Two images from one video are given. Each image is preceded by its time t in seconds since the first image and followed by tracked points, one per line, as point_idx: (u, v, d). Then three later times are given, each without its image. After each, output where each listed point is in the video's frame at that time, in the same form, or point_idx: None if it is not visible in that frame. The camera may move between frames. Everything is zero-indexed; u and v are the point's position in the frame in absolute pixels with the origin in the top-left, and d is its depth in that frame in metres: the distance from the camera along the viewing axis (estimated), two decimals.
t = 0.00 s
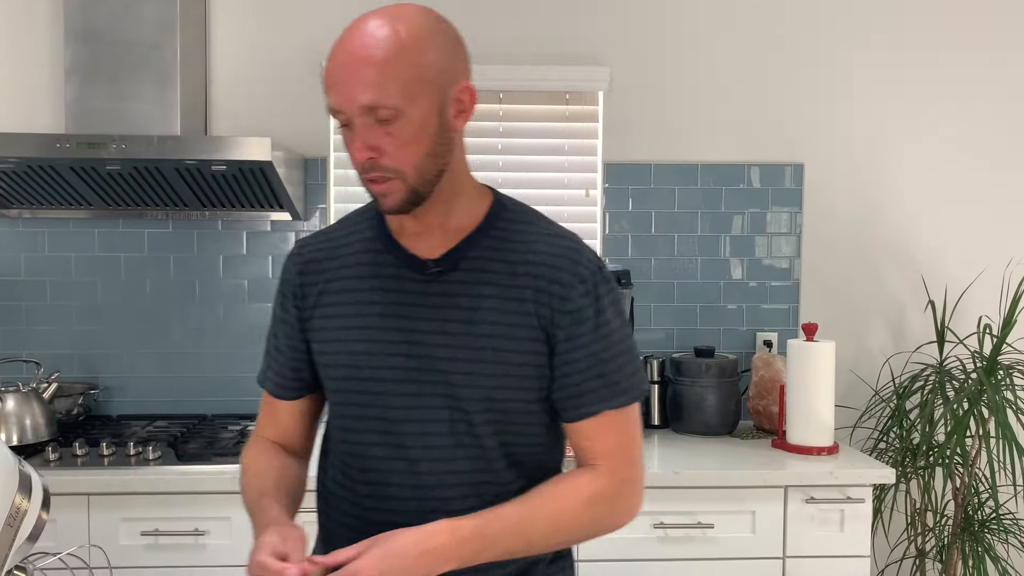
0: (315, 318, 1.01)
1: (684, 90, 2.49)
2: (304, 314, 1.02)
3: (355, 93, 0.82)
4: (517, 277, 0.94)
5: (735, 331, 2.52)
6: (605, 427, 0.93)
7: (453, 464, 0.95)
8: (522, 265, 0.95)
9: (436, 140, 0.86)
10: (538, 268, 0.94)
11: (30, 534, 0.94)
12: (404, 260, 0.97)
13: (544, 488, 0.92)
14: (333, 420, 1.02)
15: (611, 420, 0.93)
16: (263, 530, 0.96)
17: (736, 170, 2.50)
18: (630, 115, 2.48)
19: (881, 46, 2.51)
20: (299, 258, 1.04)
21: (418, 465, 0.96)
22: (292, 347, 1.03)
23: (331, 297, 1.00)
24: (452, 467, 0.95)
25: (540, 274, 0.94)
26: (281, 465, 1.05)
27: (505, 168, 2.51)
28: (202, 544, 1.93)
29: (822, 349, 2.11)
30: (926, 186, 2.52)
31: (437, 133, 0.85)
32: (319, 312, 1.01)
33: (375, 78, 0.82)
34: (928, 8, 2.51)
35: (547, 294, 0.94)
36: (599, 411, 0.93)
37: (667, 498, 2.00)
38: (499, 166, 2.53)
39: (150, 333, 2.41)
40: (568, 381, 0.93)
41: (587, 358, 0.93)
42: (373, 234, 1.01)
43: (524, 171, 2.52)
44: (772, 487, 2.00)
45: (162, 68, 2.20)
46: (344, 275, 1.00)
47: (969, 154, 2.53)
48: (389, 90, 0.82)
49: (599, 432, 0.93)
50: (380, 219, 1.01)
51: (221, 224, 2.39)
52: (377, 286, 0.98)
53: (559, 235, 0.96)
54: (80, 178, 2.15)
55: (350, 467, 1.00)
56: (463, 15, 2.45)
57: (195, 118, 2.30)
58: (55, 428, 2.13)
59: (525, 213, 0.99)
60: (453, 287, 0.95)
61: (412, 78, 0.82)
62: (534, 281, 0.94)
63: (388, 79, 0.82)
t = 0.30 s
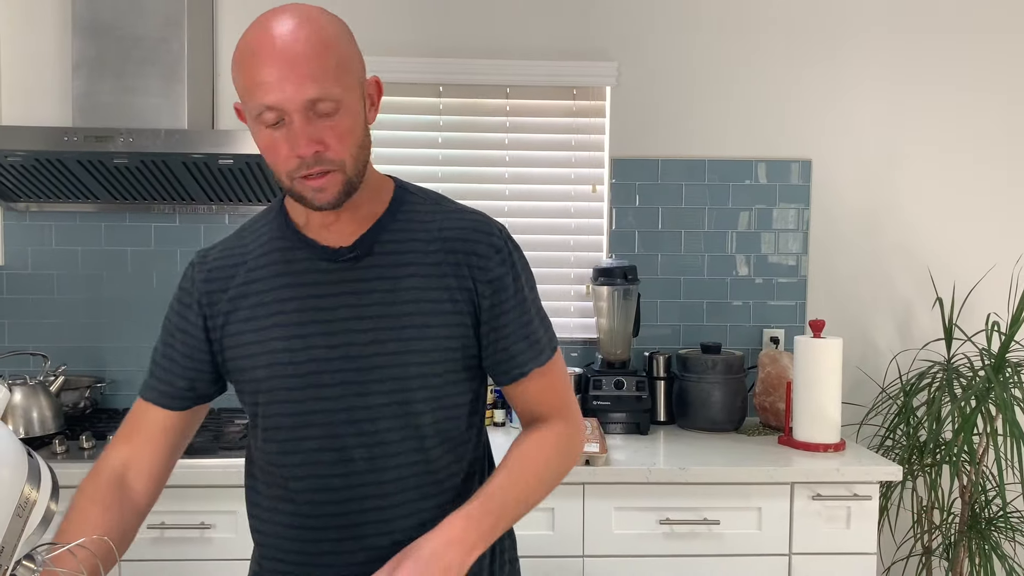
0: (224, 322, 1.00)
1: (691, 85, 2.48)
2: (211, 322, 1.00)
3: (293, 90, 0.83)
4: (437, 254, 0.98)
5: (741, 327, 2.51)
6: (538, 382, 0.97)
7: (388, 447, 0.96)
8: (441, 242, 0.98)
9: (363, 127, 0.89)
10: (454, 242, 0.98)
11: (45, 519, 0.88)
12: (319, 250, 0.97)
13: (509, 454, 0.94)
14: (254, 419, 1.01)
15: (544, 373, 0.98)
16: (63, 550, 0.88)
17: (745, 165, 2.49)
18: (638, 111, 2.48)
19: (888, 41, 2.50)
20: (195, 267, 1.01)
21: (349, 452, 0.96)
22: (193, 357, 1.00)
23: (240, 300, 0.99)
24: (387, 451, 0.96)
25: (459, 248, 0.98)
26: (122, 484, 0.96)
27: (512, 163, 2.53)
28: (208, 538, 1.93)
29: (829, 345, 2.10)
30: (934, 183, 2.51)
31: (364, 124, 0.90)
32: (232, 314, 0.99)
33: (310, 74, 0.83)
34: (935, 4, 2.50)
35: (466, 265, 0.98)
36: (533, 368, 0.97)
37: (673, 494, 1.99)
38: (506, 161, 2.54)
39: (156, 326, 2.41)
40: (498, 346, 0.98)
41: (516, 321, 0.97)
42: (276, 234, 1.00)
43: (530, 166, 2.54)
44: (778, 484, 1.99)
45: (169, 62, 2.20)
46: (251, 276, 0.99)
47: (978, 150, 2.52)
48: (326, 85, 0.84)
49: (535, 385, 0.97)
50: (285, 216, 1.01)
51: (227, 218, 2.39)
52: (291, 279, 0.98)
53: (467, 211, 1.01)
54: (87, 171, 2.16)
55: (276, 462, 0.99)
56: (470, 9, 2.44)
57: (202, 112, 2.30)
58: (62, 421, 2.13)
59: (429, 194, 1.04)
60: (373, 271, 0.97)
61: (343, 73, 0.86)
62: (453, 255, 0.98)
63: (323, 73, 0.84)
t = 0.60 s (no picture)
0: (220, 327, 0.97)
1: (696, 84, 2.48)
2: (204, 329, 0.97)
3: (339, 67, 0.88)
4: (441, 247, 1.02)
5: (745, 327, 2.51)
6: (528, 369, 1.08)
7: (405, 442, 0.98)
8: (443, 235, 1.03)
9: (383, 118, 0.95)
10: (455, 234, 1.03)
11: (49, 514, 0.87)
12: (319, 250, 0.98)
13: (530, 438, 1.04)
14: (252, 424, 0.99)
15: (539, 353, 1.08)
16: (52, 552, 0.84)
17: (750, 164, 2.49)
18: (643, 110, 2.48)
19: (894, 41, 2.49)
20: (183, 271, 0.99)
21: (365, 449, 0.97)
22: (185, 368, 0.98)
23: (238, 305, 0.97)
24: (405, 446, 0.97)
25: (461, 240, 1.03)
26: (108, 493, 0.93)
27: (517, 161, 2.53)
28: (212, 535, 1.93)
29: (833, 345, 2.10)
30: (939, 183, 2.51)
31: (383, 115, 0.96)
32: (229, 318, 0.97)
33: (354, 54, 0.89)
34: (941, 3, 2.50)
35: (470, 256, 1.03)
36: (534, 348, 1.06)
37: (676, 493, 1.99)
38: (511, 160, 2.54)
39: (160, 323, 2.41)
40: (504, 332, 1.05)
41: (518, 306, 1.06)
42: (271, 233, 0.99)
43: (535, 166, 2.54)
44: (781, 483, 1.99)
45: (175, 59, 2.20)
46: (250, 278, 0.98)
47: (983, 150, 2.51)
48: (368, 69, 0.90)
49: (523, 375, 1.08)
50: (276, 216, 1.00)
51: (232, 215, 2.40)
52: (296, 279, 0.98)
53: (457, 205, 1.06)
54: (93, 168, 2.16)
55: (281, 466, 0.98)
56: (476, 8, 2.44)
57: (208, 108, 2.31)
58: (66, 418, 2.14)
59: (413, 187, 1.08)
60: (382, 266, 0.99)
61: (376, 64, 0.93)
62: (457, 247, 1.03)
63: (364, 57, 0.90)
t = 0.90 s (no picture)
0: (238, 325, 0.94)
1: (701, 87, 2.48)
2: (221, 325, 0.94)
3: (337, 39, 0.89)
4: (466, 251, 0.98)
5: (749, 330, 2.51)
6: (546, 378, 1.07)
7: (422, 452, 0.94)
8: (470, 240, 0.99)
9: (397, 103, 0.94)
10: (483, 239, 0.99)
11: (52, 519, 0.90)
12: (342, 250, 0.95)
13: (559, 453, 1.03)
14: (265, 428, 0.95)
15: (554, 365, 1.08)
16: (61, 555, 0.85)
17: (754, 167, 2.49)
18: (647, 112, 2.48)
19: (898, 45, 2.49)
20: (201, 265, 0.95)
21: (384, 457, 0.93)
22: (203, 365, 0.95)
23: (258, 302, 0.94)
24: (423, 455, 0.94)
25: (487, 245, 0.99)
26: (139, 487, 0.94)
27: (521, 164, 2.54)
28: (215, 535, 1.94)
29: (837, 349, 2.10)
30: (944, 187, 2.51)
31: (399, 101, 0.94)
32: (247, 317, 0.94)
33: (353, 27, 0.90)
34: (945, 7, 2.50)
35: (496, 263, 0.99)
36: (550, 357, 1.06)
37: (679, 496, 1.99)
38: (515, 162, 2.54)
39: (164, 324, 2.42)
40: (525, 343, 1.03)
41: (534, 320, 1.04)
42: (291, 231, 0.96)
43: (540, 167, 2.54)
44: (785, 487, 1.99)
45: (180, 61, 2.21)
46: (271, 276, 0.94)
47: (988, 154, 2.51)
48: (371, 41, 0.90)
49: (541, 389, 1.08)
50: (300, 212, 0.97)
51: (236, 216, 2.40)
52: (317, 280, 0.94)
53: (482, 209, 1.02)
54: (98, 169, 2.16)
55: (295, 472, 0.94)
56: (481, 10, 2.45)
57: (213, 109, 2.31)
58: (70, 418, 2.14)
59: (437, 190, 1.03)
60: (405, 268, 0.96)
61: (389, 41, 0.92)
62: (483, 253, 0.99)
63: (368, 30, 0.90)
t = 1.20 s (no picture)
0: (302, 324, 0.94)
1: (705, 94, 2.48)
2: (288, 323, 0.95)
3: (422, 43, 0.90)
4: (534, 266, 0.97)
5: (752, 336, 2.51)
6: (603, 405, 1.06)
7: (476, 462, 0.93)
8: (536, 254, 0.98)
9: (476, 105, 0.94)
10: (551, 253, 0.98)
11: (58, 525, 0.96)
12: (409, 256, 0.95)
13: (616, 472, 1.03)
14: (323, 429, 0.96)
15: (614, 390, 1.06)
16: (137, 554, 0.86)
17: (758, 174, 2.49)
18: (651, 118, 2.48)
19: (902, 51, 2.50)
20: (275, 262, 0.96)
21: (440, 464, 0.92)
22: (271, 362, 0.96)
23: (323, 300, 0.94)
24: (477, 466, 0.94)
25: (553, 259, 0.98)
26: (241, 463, 0.99)
27: (525, 169, 2.54)
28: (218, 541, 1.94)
29: (841, 355, 2.10)
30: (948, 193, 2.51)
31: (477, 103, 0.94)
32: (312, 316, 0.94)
33: (439, 32, 0.91)
34: (950, 13, 2.50)
35: (563, 279, 0.98)
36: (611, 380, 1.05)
37: (682, 502, 1.99)
38: (518, 168, 2.55)
39: (168, 329, 2.42)
40: (589, 363, 1.02)
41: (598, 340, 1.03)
42: (358, 233, 0.96)
43: (545, 173, 2.54)
44: (789, 494, 1.99)
45: (185, 66, 2.21)
46: (338, 278, 0.94)
47: (993, 161, 2.51)
48: (456, 47, 0.91)
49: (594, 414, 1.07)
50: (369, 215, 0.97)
51: (240, 222, 2.41)
52: (382, 285, 0.94)
53: (551, 225, 1.01)
54: (103, 175, 2.17)
55: (349, 478, 0.94)
56: (484, 16, 2.45)
57: (219, 114, 2.32)
58: (74, 423, 2.14)
59: (509, 207, 1.02)
60: (471, 278, 0.95)
61: (472, 48, 0.93)
62: (552, 268, 0.97)
63: (453, 37, 0.91)
